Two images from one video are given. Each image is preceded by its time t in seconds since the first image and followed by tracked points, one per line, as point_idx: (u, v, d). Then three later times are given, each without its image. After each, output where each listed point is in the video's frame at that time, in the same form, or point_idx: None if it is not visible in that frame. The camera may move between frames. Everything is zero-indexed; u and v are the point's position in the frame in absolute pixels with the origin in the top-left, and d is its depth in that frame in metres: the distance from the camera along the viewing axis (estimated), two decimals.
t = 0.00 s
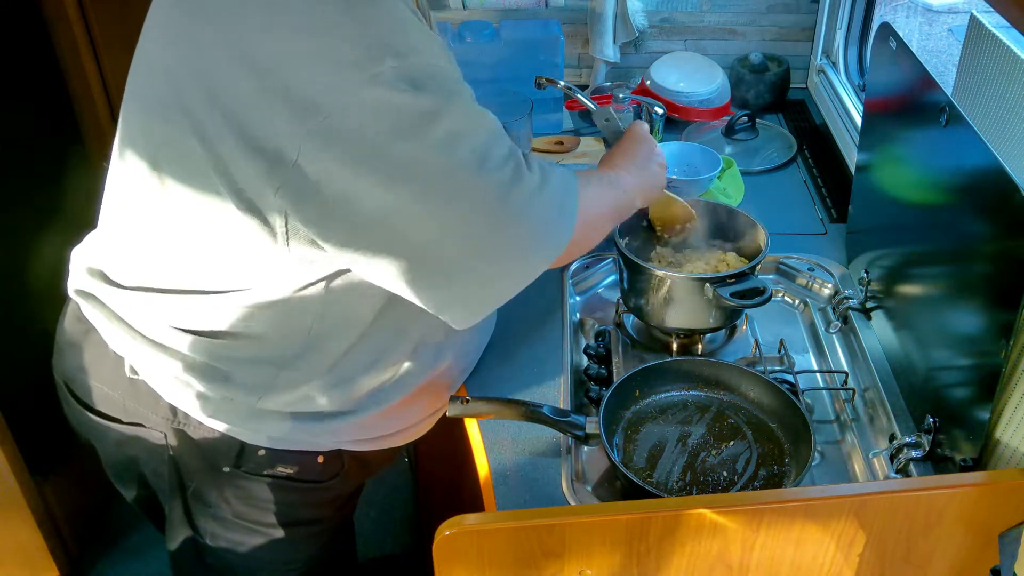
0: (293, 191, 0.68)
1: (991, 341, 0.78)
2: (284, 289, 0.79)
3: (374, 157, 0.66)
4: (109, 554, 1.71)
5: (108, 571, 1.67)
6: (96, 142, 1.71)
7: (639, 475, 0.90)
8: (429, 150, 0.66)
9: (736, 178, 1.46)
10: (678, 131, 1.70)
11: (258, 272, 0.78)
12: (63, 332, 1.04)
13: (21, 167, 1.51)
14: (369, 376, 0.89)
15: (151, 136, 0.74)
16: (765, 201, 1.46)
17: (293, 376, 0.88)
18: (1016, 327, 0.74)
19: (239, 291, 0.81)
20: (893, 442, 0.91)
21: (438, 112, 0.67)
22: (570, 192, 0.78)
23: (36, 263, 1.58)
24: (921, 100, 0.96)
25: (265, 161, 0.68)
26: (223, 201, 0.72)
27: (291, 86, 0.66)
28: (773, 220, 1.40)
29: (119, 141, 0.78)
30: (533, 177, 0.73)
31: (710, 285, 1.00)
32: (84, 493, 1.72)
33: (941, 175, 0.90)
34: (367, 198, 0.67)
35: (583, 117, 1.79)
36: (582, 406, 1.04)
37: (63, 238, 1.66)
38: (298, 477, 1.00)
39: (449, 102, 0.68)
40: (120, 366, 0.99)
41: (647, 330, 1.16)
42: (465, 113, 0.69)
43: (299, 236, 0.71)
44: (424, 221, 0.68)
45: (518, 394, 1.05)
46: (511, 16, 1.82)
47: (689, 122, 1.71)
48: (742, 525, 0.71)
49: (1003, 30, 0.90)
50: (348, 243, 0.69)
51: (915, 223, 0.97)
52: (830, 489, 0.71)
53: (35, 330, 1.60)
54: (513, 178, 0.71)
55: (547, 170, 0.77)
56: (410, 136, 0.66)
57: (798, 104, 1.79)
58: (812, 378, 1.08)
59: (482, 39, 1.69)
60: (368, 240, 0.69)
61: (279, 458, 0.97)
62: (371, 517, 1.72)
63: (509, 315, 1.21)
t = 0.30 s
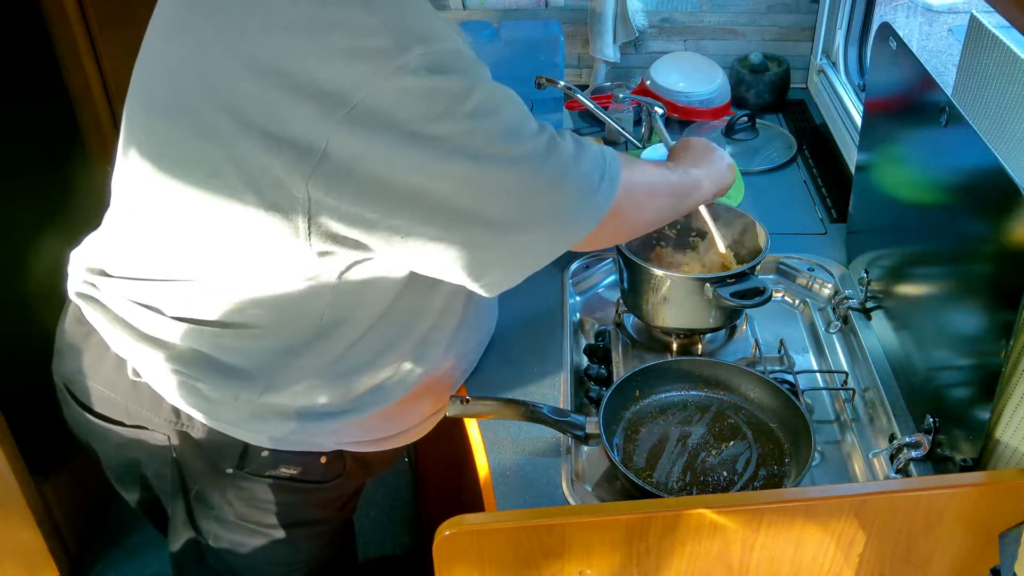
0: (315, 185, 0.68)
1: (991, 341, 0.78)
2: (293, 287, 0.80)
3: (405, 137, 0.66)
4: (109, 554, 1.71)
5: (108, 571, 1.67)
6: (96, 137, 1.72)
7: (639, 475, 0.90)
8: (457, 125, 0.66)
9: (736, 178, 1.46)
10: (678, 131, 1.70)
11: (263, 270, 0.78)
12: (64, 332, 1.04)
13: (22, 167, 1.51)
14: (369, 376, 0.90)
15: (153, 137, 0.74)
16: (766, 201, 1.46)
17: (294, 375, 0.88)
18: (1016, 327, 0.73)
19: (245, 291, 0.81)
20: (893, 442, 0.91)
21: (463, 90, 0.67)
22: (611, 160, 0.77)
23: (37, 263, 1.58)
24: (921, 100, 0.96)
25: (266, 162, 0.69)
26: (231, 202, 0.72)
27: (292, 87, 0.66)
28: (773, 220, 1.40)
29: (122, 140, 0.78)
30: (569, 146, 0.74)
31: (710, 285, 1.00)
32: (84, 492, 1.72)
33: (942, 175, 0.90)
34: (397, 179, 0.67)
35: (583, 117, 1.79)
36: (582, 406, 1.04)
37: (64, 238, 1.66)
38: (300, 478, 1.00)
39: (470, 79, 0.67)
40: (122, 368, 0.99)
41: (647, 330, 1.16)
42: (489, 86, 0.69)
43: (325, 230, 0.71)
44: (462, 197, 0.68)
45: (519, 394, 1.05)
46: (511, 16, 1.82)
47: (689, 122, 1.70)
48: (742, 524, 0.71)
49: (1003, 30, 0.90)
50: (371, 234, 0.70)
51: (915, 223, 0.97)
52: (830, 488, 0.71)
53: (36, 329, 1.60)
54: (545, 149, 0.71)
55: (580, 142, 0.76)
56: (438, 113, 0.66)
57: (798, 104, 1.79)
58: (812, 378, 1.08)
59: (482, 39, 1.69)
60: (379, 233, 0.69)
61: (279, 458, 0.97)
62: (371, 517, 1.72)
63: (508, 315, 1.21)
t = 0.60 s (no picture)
0: (322, 187, 0.69)
1: (991, 341, 0.78)
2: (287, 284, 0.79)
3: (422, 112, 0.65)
4: (108, 553, 1.71)
5: (108, 570, 1.67)
6: (96, 137, 1.73)
7: (639, 475, 0.91)
8: (476, 92, 0.66)
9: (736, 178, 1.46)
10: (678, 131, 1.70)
11: (264, 268, 0.78)
12: (64, 331, 1.04)
13: (21, 167, 1.51)
14: (366, 376, 0.90)
15: (153, 136, 0.74)
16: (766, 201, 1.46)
17: (295, 375, 0.88)
18: (1016, 328, 0.74)
19: (249, 289, 0.81)
20: (893, 442, 0.91)
21: (474, 60, 0.66)
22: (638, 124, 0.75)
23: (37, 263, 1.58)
24: (921, 100, 0.96)
25: (264, 161, 0.69)
26: (234, 202, 0.72)
27: (291, 88, 0.66)
28: (774, 220, 1.40)
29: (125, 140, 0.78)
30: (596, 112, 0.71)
31: (710, 285, 1.00)
32: (84, 492, 1.72)
33: (941, 175, 0.90)
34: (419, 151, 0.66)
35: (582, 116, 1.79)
36: (582, 406, 1.04)
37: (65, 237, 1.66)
38: (295, 476, 1.00)
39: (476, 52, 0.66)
40: (119, 365, 0.98)
41: (647, 330, 1.16)
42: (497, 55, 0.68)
43: (346, 229, 0.71)
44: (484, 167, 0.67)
45: (518, 394, 1.05)
46: (510, 16, 1.82)
47: (689, 122, 1.70)
48: (742, 524, 0.71)
49: (1003, 30, 0.90)
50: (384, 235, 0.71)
51: (915, 223, 0.97)
52: (830, 489, 0.71)
53: (37, 329, 1.60)
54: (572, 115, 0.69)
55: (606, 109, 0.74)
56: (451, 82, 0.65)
57: (798, 104, 1.79)
58: (812, 378, 1.08)
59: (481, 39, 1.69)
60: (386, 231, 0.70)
61: (279, 458, 0.97)
62: (371, 516, 1.72)
63: (508, 315, 1.21)
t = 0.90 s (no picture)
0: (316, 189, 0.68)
1: (991, 341, 0.78)
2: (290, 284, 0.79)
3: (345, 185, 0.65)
4: (109, 554, 1.71)
5: (109, 570, 1.67)
6: (96, 139, 1.73)
7: (639, 475, 0.90)
8: (405, 179, 0.64)
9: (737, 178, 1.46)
10: (678, 131, 1.70)
11: (266, 268, 0.77)
12: (65, 331, 1.04)
13: (21, 166, 1.51)
14: (376, 384, 0.89)
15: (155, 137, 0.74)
16: (765, 201, 1.46)
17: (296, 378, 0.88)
18: (1016, 327, 0.73)
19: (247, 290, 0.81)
20: (893, 442, 0.91)
21: (427, 140, 0.65)
22: (557, 240, 0.73)
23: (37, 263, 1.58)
24: (921, 100, 0.96)
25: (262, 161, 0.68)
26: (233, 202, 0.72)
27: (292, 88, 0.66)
28: (774, 220, 1.40)
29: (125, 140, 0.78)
30: (510, 218, 0.70)
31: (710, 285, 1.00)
32: (84, 492, 1.72)
33: (942, 175, 0.90)
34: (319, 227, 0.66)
35: (583, 116, 1.79)
36: (583, 406, 1.06)
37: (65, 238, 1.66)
38: (304, 477, 1.00)
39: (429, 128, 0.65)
40: (126, 367, 0.98)
41: (647, 330, 1.16)
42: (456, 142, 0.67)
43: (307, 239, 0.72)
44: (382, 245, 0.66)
45: (521, 394, 1.05)
46: (510, 16, 1.82)
47: (689, 122, 1.71)
48: (742, 524, 0.71)
49: (1003, 30, 0.90)
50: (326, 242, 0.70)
51: (915, 223, 0.97)
52: (830, 489, 0.71)
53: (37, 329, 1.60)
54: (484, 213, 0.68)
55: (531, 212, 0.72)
56: (389, 160, 0.64)
57: (799, 104, 1.79)
58: (813, 378, 1.08)
59: (481, 39, 1.69)
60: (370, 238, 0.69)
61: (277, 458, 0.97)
62: (372, 517, 1.72)
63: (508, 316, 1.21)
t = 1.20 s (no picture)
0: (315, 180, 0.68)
1: (991, 341, 0.78)
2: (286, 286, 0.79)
3: (305, 233, 0.68)
4: (108, 554, 1.71)
5: (109, 570, 1.67)
6: (96, 141, 1.73)
7: (639, 475, 0.91)
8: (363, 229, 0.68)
9: (737, 178, 1.46)
10: (678, 131, 1.70)
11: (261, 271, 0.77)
12: (61, 331, 1.04)
13: (21, 166, 1.51)
14: (374, 384, 0.89)
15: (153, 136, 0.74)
16: (765, 201, 1.46)
17: (295, 376, 0.88)
18: (1016, 327, 0.73)
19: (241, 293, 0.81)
20: (893, 442, 0.91)
21: (388, 195, 0.68)
22: (496, 299, 0.78)
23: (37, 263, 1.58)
24: (921, 100, 0.96)
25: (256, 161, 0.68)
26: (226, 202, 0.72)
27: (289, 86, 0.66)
28: (774, 220, 1.40)
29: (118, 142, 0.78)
30: (455, 275, 0.75)
31: (710, 285, 1.00)
32: (83, 492, 1.72)
33: (941, 175, 0.90)
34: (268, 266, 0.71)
35: (582, 117, 1.79)
36: (583, 406, 1.04)
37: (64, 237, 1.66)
38: (294, 477, 0.99)
39: (398, 192, 0.68)
40: (118, 365, 0.99)
41: (647, 330, 1.16)
42: (426, 207, 0.70)
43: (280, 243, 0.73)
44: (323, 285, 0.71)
45: (519, 394, 1.05)
46: (510, 16, 1.82)
47: (689, 122, 1.71)
48: (742, 524, 0.71)
49: (1003, 30, 0.90)
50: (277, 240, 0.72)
51: (915, 224, 0.97)
52: (830, 489, 0.71)
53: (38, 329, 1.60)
54: (433, 270, 0.73)
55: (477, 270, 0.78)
56: (338, 213, 0.67)
57: (799, 104, 1.79)
58: (812, 378, 1.08)
59: (481, 39, 1.69)
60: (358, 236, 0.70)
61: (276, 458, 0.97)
62: (371, 517, 1.72)
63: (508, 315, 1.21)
